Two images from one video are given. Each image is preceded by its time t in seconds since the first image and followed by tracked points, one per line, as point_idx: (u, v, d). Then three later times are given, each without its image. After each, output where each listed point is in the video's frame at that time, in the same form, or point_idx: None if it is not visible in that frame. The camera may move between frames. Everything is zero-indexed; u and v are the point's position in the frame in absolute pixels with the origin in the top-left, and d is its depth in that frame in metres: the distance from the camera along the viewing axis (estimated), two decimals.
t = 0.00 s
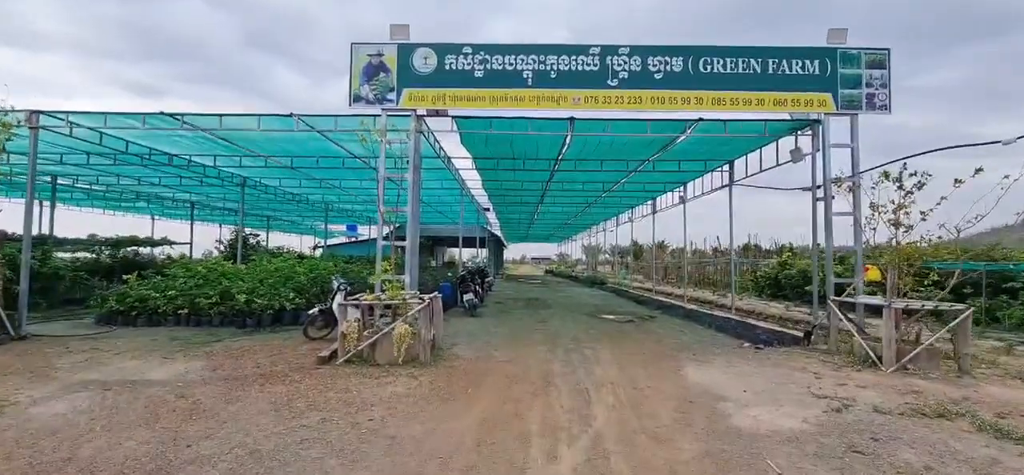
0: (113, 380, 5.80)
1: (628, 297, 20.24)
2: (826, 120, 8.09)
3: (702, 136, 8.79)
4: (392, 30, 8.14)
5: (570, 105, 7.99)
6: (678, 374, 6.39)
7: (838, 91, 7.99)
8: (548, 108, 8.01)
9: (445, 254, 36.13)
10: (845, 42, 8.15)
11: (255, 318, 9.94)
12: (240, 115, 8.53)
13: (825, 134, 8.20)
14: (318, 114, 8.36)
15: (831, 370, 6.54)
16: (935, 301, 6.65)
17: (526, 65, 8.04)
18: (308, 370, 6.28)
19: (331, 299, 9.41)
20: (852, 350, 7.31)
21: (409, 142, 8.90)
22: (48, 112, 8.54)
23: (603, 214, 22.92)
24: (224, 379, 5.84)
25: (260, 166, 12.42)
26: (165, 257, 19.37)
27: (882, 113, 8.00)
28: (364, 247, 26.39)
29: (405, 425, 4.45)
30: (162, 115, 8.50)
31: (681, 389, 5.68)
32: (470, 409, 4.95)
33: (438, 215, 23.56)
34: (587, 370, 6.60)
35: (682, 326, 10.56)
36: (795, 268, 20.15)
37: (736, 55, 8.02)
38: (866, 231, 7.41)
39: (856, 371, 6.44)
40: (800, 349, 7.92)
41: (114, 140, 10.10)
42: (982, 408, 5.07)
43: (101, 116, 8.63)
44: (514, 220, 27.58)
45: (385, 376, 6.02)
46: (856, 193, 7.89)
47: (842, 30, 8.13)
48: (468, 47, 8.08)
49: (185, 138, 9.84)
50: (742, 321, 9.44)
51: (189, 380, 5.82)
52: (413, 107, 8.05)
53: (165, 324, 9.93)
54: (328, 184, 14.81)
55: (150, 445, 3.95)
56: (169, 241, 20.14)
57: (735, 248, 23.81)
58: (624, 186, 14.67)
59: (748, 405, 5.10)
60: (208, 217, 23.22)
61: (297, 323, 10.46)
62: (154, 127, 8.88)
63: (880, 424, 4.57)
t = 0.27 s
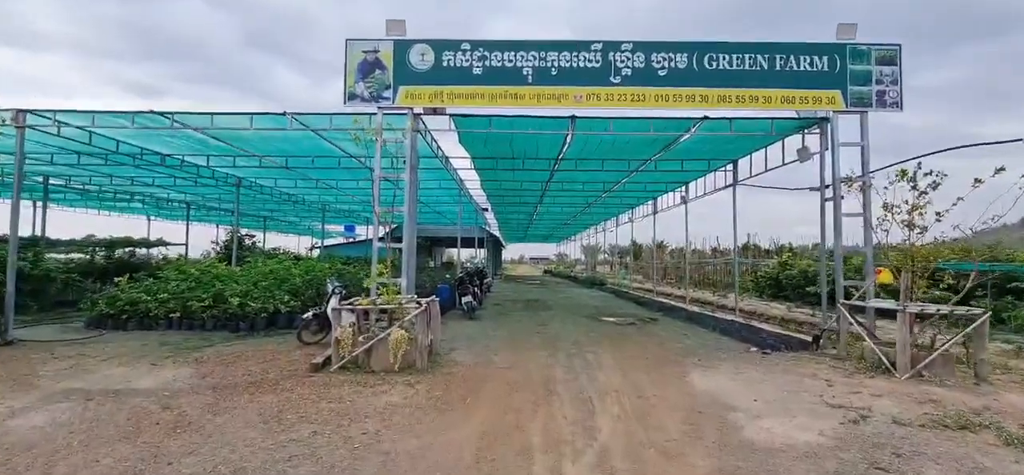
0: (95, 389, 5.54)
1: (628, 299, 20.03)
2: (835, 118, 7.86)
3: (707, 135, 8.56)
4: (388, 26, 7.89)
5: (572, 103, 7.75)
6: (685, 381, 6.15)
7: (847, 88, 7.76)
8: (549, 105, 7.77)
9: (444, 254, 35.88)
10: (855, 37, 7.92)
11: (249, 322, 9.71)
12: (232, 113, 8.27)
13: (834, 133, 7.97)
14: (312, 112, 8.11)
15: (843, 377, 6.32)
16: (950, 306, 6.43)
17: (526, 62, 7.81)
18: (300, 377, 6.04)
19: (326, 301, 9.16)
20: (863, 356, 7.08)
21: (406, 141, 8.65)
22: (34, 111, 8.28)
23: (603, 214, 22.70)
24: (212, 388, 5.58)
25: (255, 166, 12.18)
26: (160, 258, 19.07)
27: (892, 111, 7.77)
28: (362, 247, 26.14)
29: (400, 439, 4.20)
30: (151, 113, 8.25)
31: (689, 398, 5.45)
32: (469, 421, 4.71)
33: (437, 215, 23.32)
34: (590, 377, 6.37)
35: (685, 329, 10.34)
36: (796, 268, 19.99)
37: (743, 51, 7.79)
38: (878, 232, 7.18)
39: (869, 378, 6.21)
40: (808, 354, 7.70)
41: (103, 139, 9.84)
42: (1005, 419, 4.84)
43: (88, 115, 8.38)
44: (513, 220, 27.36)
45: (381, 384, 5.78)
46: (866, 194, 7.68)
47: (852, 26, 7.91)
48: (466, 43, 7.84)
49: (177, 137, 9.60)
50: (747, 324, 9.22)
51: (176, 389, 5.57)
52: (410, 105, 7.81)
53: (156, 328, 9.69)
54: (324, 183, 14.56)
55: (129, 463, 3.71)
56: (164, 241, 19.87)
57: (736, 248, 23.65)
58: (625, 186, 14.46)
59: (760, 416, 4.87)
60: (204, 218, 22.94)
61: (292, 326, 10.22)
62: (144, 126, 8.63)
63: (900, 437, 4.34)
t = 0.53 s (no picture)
0: (78, 397, 5.32)
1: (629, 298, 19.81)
2: (841, 111, 7.65)
3: (709, 129, 8.35)
4: (381, 20, 7.67)
5: (571, 97, 7.53)
6: (690, 383, 5.94)
7: (854, 80, 7.56)
8: (547, 100, 7.55)
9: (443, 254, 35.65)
10: (861, 28, 7.71)
11: (242, 325, 9.48)
12: (221, 110, 8.04)
13: (840, 126, 7.76)
14: (304, 109, 7.88)
15: (854, 377, 6.10)
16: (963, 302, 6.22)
17: (523, 55, 7.59)
18: (292, 383, 5.82)
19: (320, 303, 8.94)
20: (874, 355, 6.87)
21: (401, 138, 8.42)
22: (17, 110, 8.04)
23: (603, 212, 22.48)
24: (199, 395, 5.36)
25: (248, 165, 11.95)
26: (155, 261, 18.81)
27: (900, 103, 7.55)
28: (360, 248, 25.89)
29: (394, 449, 3.99)
30: (138, 111, 8.02)
31: (696, 401, 5.24)
32: (466, 428, 4.49)
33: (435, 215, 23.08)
34: (593, 379, 6.15)
35: (688, 329, 10.12)
36: (797, 265, 19.81)
37: (746, 43, 7.58)
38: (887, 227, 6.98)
39: (881, 378, 6.00)
40: (816, 353, 7.50)
41: (91, 138, 9.60)
42: None
43: (74, 113, 8.14)
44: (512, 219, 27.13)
45: (375, 389, 5.56)
46: (874, 188, 7.48)
47: (858, 16, 7.70)
48: (462, 37, 7.62)
49: (166, 136, 9.37)
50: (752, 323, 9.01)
51: (162, 396, 5.35)
52: (404, 101, 7.59)
53: (146, 333, 9.45)
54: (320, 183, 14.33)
55: None
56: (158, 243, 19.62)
57: (736, 245, 23.46)
58: (625, 184, 14.24)
59: (771, 420, 4.65)
60: (199, 219, 22.70)
61: (286, 329, 9.99)
62: (131, 125, 8.40)
63: (920, 442, 4.13)
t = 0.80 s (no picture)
0: (53, 405, 5.07)
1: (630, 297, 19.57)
2: (849, 103, 7.40)
3: (713, 123, 8.11)
4: (373, 10, 7.41)
5: (570, 90, 7.28)
6: (696, 386, 5.69)
7: (862, 70, 7.31)
8: (545, 92, 7.29)
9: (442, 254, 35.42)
10: (869, 16, 7.46)
11: (233, 327, 9.23)
12: (208, 105, 7.77)
13: (848, 118, 7.51)
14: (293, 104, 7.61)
15: (867, 379, 5.86)
16: (979, 300, 5.98)
17: (520, 46, 7.33)
18: (279, 388, 5.56)
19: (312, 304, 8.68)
20: (885, 355, 6.63)
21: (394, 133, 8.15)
22: None
23: (602, 210, 22.24)
24: (180, 403, 5.10)
25: (240, 163, 11.69)
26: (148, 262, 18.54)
27: (910, 94, 7.30)
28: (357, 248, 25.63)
29: (382, 461, 3.73)
30: (122, 107, 7.76)
31: (703, 406, 4.99)
32: (460, 438, 4.24)
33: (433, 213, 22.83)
34: (594, 383, 5.90)
35: (691, 328, 9.88)
36: (799, 262, 19.58)
37: (752, 33, 7.32)
38: (898, 222, 6.74)
39: (895, 380, 5.76)
40: (824, 353, 7.25)
41: (76, 135, 9.34)
42: None
43: (56, 110, 7.88)
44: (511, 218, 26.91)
45: (366, 395, 5.31)
46: (883, 182, 7.24)
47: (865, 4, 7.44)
48: (457, 28, 7.35)
49: (153, 133, 9.11)
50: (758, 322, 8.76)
51: (141, 404, 5.09)
52: (397, 94, 7.33)
53: (134, 336, 9.20)
54: (314, 181, 14.06)
55: None
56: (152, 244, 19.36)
57: (737, 243, 23.23)
58: (626, 181, 14.01)
59: (784, 426, 4.40)
60: (194, 219, 22.44)
61: (278, 331, 9.73)
62: (116, 121, 8.14)
63: (943, 449, 3.87)
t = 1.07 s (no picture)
0: (29, 415, 4.85)
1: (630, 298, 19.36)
2: (857, 100, 7.19)
3: (716, 121, 7.89)
4: (366, 5, 7.18)
5: (569, 87, 7.06)
6: (701, 393, 5.48)
7: (870, 67, 7.10)
8: (544, 89, 7.07)
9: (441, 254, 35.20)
10: (878, 11, 7.24)
11: (224, 330, 9.01)
12: (197, 103, 7.54)
13: (855, 116, 7.30)
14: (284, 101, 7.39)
15: (877, 386, 5.65)
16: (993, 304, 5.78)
17: (518, 42, 7.11)
18: (267, 396, 5.35)
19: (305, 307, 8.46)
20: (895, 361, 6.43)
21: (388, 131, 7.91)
22: None
23: (602, 210, 22.03)
24: (162, 413, 4.89)
25: (233, 162, 11.46)
26: (143, 263, 18.30)
27: (920, 91, 7.10)
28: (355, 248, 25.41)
29: None
30: (108, 105, 7.53)
31: (708, 415, 4.77)
32: (453, 451, 4.02)
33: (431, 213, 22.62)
34: (594, 390, 5.69)
35: (694, 331, 9.68)
36: (800, 262, 19.37)
37: (757, 28, 7.11)
38: (908, 223, 6.53)
39: (906, 387, 5.56)
40: (831, 357, 7.04)
41: (63, 134, 9.11)
42: None
43: (40, 107, 7.65)
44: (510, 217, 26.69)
45: (357, 403, 5.10)
46: (892, 182, 7.03)
47: None
48: (453, 23, 7.13)
49: (142, 131, 8.88)
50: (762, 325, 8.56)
51: (120, 414, 4.87)
52: (391, 91, 7.11)
53: (123, 339, 8.98)
54: (309, 181, 13.83)
55: None
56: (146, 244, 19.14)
57: (737, 242, 23.02)
58: (626, 180, 13.79)
59: (794, 438, 4.19)
60: (190, 219, 22.22)
61: (271, 334, 9.51)
62: (102, 119, 7.91)
63: (964, 465, 3.66)
